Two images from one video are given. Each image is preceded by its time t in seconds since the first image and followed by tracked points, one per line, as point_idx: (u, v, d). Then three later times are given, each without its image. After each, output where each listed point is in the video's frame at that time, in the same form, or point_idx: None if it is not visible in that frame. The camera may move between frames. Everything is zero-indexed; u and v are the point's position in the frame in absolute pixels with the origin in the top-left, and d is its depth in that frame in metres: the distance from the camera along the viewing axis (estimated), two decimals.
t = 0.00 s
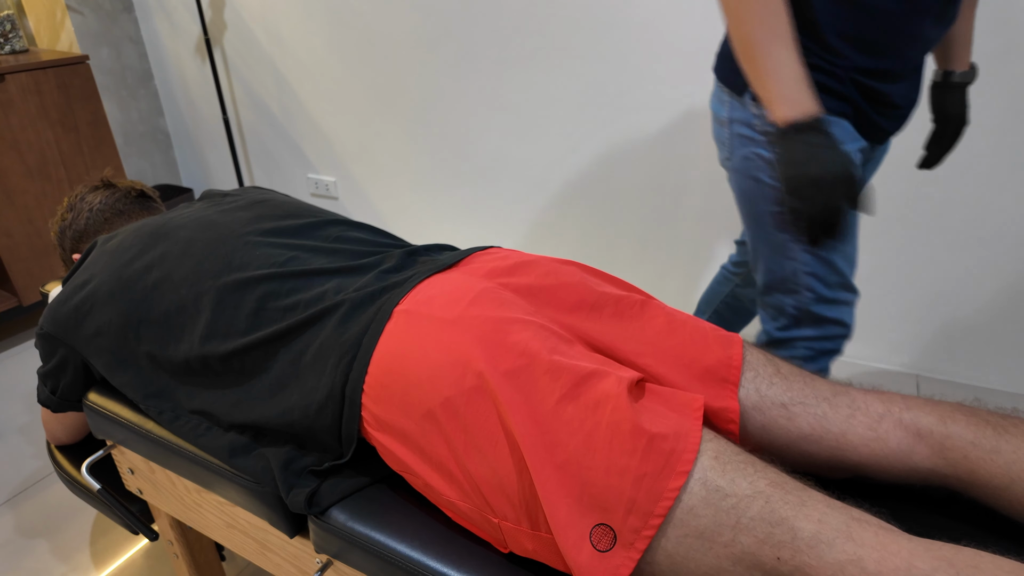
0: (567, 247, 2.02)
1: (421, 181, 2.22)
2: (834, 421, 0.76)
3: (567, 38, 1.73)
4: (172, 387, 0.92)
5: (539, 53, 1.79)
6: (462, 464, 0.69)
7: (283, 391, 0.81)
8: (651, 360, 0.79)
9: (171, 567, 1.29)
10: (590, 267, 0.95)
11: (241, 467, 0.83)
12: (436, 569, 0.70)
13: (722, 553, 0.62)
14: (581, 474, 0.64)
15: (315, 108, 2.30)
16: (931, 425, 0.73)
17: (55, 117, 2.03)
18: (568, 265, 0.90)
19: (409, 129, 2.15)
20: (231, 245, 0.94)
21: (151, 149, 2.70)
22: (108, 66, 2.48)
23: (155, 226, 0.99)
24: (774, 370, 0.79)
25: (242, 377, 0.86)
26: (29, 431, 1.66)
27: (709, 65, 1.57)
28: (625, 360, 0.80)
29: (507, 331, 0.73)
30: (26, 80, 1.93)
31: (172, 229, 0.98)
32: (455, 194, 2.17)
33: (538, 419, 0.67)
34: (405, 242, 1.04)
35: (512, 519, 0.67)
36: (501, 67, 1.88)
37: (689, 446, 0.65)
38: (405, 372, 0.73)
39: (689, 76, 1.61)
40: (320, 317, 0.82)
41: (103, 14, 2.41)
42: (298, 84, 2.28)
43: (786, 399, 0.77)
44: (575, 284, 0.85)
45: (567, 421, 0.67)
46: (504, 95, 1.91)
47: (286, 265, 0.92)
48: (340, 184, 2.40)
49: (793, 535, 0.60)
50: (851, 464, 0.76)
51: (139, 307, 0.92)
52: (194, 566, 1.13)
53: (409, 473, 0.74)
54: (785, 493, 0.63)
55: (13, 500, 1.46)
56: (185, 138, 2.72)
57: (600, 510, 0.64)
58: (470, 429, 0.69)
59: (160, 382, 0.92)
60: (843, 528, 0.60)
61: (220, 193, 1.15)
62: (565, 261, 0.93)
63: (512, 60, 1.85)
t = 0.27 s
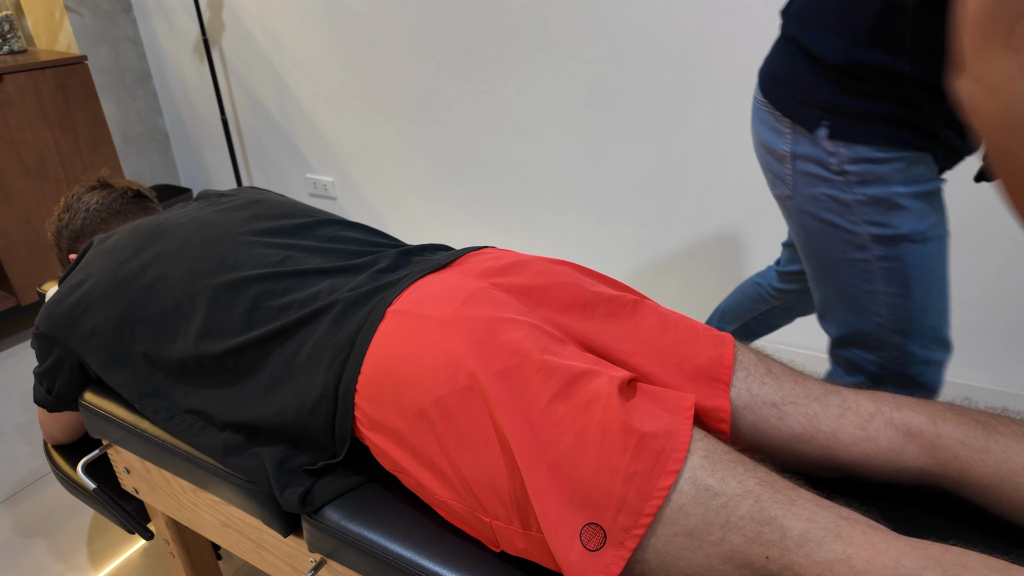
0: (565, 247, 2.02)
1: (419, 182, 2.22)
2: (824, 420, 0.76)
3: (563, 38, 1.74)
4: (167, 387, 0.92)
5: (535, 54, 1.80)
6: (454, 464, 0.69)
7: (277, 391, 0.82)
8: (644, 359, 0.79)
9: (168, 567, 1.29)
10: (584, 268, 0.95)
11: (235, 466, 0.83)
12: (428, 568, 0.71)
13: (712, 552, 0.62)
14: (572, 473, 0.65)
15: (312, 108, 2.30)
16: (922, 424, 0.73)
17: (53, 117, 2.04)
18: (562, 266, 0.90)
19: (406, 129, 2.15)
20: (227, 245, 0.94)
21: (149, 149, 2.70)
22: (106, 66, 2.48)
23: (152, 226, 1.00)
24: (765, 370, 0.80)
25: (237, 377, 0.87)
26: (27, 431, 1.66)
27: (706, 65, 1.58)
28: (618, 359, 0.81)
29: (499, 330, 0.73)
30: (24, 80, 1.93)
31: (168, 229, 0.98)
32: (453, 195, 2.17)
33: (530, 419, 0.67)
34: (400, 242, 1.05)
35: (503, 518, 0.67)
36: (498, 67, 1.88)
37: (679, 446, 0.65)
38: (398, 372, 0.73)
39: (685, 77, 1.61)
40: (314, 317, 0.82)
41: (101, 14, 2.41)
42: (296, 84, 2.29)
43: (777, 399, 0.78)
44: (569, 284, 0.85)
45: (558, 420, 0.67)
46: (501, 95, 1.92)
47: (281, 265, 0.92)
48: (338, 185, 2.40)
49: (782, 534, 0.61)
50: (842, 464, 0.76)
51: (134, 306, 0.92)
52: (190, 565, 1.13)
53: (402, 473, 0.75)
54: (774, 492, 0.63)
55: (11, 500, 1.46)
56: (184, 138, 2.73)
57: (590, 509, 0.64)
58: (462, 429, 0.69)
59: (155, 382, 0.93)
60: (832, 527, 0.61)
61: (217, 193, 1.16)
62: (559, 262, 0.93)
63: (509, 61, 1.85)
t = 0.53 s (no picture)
0: (561, 248, 2.01)
1: (415, 183, 2.20)
2: (819, 427, 0.74)
3: (559, 38, 1.72)
4: (152, 393, 0.91)
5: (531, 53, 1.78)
6: (440, 474, 0.68)
7: (262, 397, 0.80)
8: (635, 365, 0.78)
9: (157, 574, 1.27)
10: (577, 271, 0.93)
11: (220, 474, 0.81)
12: None
13: (702, 564, 0.61)
14: (559, 483, 0.63)
15: (308, 109, 2.28)
16: (918, 432, 0.71)
17: (46, 118, 2.02)
18: (554, 269, 0.89)
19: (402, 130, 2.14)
20: (213, 248, 0.93)
21: (144, 149, 2.68)
22: (100, 66, 2.46)
23: (138, 228, 0.98)
24: (759, 376, 0.78)
25: (222, 383, 0.85)
26: (17, 434, 1.65)
27: (702, 65, 1.56)
28: (609, 365, 0.79)
29: (487, 337, 0.71)
30: (16, 81, 1.91)
31: (154, 232, 0.97)
32: (448, 195, 2.16)
33: (517, 427, 0.66)
34: (391, 245, 1.03)
35: (490, 529, 0.66)
36: (494, 67, 1.87)
37: (670, 455, 0.64)
38: (383, 380, 0.71)
39: (683, 77, 1.60)
40: (300, 322, 0.81)
41: (94, 14, 2.39)
42: (290, 84, 2.27)
43: (770, 405, 0.76)
44: (560, 288, 0.83)
45: (546, 429, 0.66)
46: (497, 95, 1.90)
47: (268, 268, 0.90)
48: (333, 185, 2.39)
49: (774, 546, 0.59)
50: (836, 472, 0.74)
51: (119, 310, 0.91)
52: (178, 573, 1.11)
53: (388, 482, 0.73)
54: (767, 503, 0.62)
55: None
56: (178, 139, 2.71)
57: (578, 520, 0.62)
58: (448, 438, 0.67)
59: (140, 388, 0.91)
60: (825, 539, 0.59)
61: (205, 195, 1.14)
62: (550, 265, 0.92)
63: (505, 61, 1.84)
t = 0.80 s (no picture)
0: (545, 255, 1.99)
1: (397, 187, 2.18)
2: (787, 447, 0.72)
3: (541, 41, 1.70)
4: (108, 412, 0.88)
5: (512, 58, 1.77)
6: (395, 501, 0.66)
7: (217, 418, 0.78)
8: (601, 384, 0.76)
9: None
10: (546, 283, 0.91)
11: (174, 498, 0.79)
12: None
13: None
14: (515, 512, 0.61)
15: (289, 113, 2.26)
16: (889, 451, 0.69)
17: (19, 124, 1.99)
18: (521, 282, 0.86)
19: (384, 134, 2.11)
20: (171, 263, 0.90)
21: (123, 155, 2.64)
22: (77, 70, 2.43)
23: (96, 242, 0.95)
24: (727, 394, 0.76)
25: (177, 403, 0.82)
26: None
27: (684, 70, 1.55)
28: (574, 383, 0.77)
29: (445, 357, 0.69)
30: None
31: (112, 246, 0.94)
32: (431, 200, 2.13)
33: (473, 453, 0.64)
34: (358, 257, 1.01)
35: (445, 559, 0.64)
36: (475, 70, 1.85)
37: (629, 481, 0.62)
38: (338, 403, 0.69)
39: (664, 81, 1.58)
40: (256, 341, 0.79)
41: (71, 18, 2.36)
42: (271, 87, 2.24)
43: (738, 424, 0.74)
44: (526, 303, 0.81)
45: (503, 454, 0.63)
46: (479, 99, 1.88)
47: (227, 283, 0.88)
48: (315, 190, 2.36)
49: None
50: (805, 493, 0.72)
51: (73, 327, 0.88)
52: None
53: (343, 508, 0.71)
54: (729, 530, 0.60)
55: None
56: (159, 143, 2.68)
57: (533, 551, 0.60)
58: (403, 464, 0.65)
59: (96, 407, 0.88)
60: (788, 568, 0.57)
61: (169, 206, 1.12)
62: (518, 278, 0.89)
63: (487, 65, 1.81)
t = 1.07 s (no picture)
0: (502, 261, 1.98)
1: (353, 195, 2.15)
2: (714, 451, 0.73)
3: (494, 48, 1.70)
4: (29, 439, 0.85)
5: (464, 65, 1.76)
6: (320, 523, 0.64)
7: (141, 443, 0.75)
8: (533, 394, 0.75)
9: None
10: (484, 293, 0.91)
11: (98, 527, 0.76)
12: None
13: None
14: (439, 530, 0.60)
15: (241, 121, 2.22)
16: (810, 452, 0.71)
17: None
18: (457, 293, 0.86)
19: (338, 141, 2.08)
20: (96, 282, 0.88)
21: (70, 165, 2.57)
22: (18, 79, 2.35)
23: (17, 262, 0.92)
24: (658, 400, 0.77)
25: (100, 428, 0.80)
26: None
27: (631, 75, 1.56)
28: (507, 395, 0.76)
29: (371, 374, 0.68)
30: None
31: (33, 266, 0.91)
32: (387, 207, 2.10)
33: (397, 471, 0.63)
34: (294, 271, 0.99)
35: None
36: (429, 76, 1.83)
37: (554, 493, 0.62)
38: (262, 425, 0.68)
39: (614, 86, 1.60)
40: (181, 361, 0.77)
41: (11, 25, 2.28)
42: (222, 95, 2.20)
43: (667, 430, 0.75)
44: (460, 315, 0.80)
45: (427, 472, 0.63)
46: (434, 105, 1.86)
47: (153, 302, 0.85)
48: (270, 199, 2.32)
49: None
50: (734, 497, 0.73)
51: None
52: None
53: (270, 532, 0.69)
54: (651, 538, 0.60)
55: None
56: (108, 153, 2.60)
57: (458, 569, 0.59)
58: (327, 486, 0.64)
59: (17, 434, 0.85)
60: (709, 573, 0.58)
61: (100, 223, 1.09)
62: (456, 288, 0.89)
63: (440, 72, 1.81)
